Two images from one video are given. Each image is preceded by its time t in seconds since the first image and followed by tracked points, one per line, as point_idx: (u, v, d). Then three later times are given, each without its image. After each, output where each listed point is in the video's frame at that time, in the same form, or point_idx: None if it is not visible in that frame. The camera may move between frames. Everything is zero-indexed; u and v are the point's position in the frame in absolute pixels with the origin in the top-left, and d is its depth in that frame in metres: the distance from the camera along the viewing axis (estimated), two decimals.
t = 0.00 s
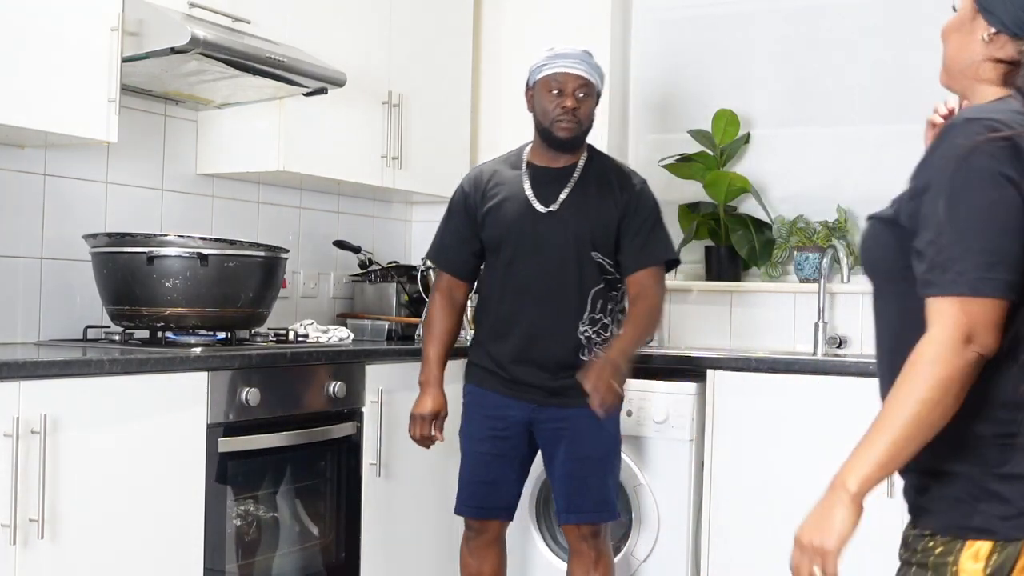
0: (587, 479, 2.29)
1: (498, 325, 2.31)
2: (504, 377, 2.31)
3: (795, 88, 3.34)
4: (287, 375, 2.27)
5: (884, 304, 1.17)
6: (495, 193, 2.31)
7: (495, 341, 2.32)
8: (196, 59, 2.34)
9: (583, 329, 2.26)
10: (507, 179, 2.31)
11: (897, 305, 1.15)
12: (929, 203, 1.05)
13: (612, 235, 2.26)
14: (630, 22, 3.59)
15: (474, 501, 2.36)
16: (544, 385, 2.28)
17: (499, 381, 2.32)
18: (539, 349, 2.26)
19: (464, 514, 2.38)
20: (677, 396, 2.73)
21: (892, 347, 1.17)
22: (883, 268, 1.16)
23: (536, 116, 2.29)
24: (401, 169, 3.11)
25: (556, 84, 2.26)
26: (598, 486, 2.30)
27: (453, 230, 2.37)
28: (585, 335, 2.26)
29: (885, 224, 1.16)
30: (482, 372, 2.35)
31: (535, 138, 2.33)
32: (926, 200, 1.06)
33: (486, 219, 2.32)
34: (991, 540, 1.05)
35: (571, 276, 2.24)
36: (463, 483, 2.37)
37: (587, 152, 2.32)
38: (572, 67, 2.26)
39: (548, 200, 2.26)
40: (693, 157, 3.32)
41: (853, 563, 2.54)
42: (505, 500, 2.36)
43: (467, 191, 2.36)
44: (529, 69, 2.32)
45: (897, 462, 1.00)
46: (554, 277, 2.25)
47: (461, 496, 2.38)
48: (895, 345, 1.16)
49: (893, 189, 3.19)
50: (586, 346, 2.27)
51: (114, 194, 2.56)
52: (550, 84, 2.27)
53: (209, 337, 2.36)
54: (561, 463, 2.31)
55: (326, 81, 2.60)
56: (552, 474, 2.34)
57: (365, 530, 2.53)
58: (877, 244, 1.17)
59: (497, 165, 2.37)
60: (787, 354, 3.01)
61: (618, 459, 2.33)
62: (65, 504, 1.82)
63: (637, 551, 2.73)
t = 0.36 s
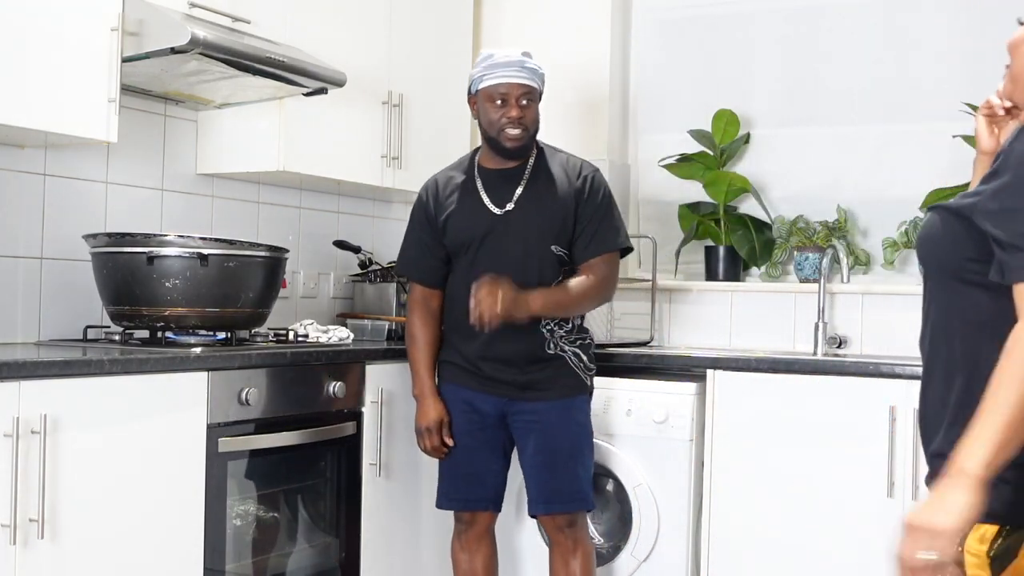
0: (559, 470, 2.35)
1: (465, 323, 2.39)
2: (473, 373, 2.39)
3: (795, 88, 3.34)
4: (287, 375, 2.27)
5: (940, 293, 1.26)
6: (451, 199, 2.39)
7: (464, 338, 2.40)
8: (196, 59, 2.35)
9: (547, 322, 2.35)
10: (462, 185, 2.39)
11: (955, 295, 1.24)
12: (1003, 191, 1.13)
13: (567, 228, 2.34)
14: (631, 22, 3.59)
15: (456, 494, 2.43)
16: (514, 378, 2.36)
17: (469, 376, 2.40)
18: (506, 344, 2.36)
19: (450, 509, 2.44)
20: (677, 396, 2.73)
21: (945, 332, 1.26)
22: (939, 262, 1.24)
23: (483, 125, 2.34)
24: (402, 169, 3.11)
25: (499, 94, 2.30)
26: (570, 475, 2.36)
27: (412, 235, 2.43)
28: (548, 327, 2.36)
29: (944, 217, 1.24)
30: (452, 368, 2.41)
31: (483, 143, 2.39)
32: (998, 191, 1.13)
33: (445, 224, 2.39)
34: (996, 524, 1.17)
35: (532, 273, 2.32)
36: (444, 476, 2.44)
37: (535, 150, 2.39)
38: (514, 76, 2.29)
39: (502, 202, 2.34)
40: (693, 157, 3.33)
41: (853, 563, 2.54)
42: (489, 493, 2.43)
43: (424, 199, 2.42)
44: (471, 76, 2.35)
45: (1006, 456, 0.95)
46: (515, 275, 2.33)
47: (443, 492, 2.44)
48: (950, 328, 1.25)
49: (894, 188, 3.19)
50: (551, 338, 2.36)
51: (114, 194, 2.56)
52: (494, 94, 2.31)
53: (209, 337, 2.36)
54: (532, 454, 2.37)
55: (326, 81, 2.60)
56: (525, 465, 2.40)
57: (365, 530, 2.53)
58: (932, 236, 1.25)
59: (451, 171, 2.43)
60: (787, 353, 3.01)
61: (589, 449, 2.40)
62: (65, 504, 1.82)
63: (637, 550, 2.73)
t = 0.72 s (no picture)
0: (546, 472, 2.35)
1: (459, 322, 2.39)
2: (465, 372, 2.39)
3: (795, 88, 3.34)
4: (287, 375, 2.27)
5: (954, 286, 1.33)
6: (451, 196, 2.40)
7: (458, 338, 2.41)
8: (196, 59, 2.35)
9: (540, 325, 2.34)
10: (462, 182, 2.40)
11: (963, 289, 1.32)
12: None
13: (564, 231, 2.34)
14: (631, 22, 3.59)
15: (455, 492, 2.44)
16: (505, 380, 2.36)
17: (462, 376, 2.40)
18: (499, 346, 2.35)
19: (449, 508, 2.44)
20: (676, 396, 2.73)
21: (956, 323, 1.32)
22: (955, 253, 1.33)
23: (487, 119, 2.36)
24: (401, 169, 3.11)
25: (504, 87, 2.32)
26: (558, 478, 2.35)
27: (412, 231, 2.46)
28: (542, 330, 2.34)
29: (954, 220, 1.34)
30: (446, 369, 2.43)
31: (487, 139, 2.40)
32: None
33: (444, 220, 2.40)
34: (990, 520, 1.28)
35: (526, 274, 2.32)
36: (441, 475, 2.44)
37: (538, 149, 2.40)
38: (520, 70, 2.31)
39: (500, 202, 2.35)
40: (693, 157, 3.33)
41: (853, 563, 2.54)
42: (491, 490, 2.46)
43: (425, 195, 2.44)
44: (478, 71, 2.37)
45: None
46: (509, 276, 2.33)
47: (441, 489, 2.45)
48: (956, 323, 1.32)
49: (894, 188, 3.19)
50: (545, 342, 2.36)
51: (114, 194, 2.56)
52: (499, 88, 2.33)
53: (209, 337, 2.36)
54: (521, 454, 2.37)
55: (326, 81, 2.60)
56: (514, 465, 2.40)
57: (365, 531, 2.53)
58: (950, 233, 1.34)
59: (454, 168, 2.44)
60: (788, 353, 3.01)
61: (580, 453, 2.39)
62: (64, 504, 1.81)
63: (636, 550, 2.73)
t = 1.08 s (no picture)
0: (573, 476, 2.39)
1: (492, 315, 2.36)
2: (496, 367, 2.37)
3: (795, 88, 3.34)
4: (287, 375, 2.27)
5: (951, 281, 1.43)
6: (490, 184, 2.36)
7: (490, 331, 2.38)
8: (196, 59, 2.35)
9: (578, 322, 2.34)
10: (501, 171, 2.36)
11: (959, 294, 1.41)
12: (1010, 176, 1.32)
13: (606, 228, 2.35)
14: (630, 22, 3.59)
15: (472, 497, 2.43)
16: (538, 376, 2.34)
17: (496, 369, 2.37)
18: (534, 341, 2.34)
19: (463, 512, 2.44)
20: (676, 396, 2.73)
21: (952, 317, 1.42)
22: (949, 254, 1.42)
23: (534, 110, 2.32)
24: (402, 169, 3.11)
25: (557, 79, 2.30)
26: (582, 481, 2.40)
27: (444, 219, 2.43)
28: (579, 327, 2.34)
29: (948, 227, 1.43)
30: (474, 363, 2.41)
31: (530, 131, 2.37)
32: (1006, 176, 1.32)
33: (482, 209, 2.36)
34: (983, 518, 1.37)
35: (568, 270, 2.32)
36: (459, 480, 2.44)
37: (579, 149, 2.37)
38: (574, 65, 2.31)
39: (546, 194, 2.32)
40: (693, 157, 3.32)
41: (852, 563, 2.54)
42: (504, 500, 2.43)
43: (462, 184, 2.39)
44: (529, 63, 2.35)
45: None
46: (551, 272, 2.32)
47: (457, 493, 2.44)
48: (954, 326, 1.41)
49: (893, 188, 3.19)
50: (582, 338, 2.35)
51: (114, 194, 2.56)
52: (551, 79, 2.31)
53: (209, 337, 2.36)
54: (547, 456, 2.40)
55: (326, 81, 2.60)
56: (538, 465, 2.43)
57: (365, 530, 2.53)
58: (940, 236, 1.43)
59: (490, 156, 2.39)
60: (788, 353, 3.01)
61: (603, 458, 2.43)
62: (64, 504, 1.82)
63: (636, 550, 2.74)
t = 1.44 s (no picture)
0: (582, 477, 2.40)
1: (516, 314, 2.41)
2: (516, 369, 2.41)
3: (795, 88, 3.34)
4: (287, 375, 2.27)
5: (942, 286, 1.27)
6: (520, 187, 2.43)
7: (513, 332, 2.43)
8: (196, 59, 2.35)
9: (600, 325, 2.37)
10: (533, 174, 2.43)
11: (947, 298, 1.26)
12: (989, 167, 1.15)
13: (630, 235, 2.39)
14: (630, 22, 3.59)
15: (477, 492, 2.43)
16: (558, 379, 2.38)
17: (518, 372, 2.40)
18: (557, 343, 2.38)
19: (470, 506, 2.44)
20: (676, 396, 2.73)
21: (943, 326, 1.26)
22: (939, 255, 1.25)
23: (568, 110, 2.41)
24: (402, 169, 3.11)
25: (591, 79, 2.40)
26: (591, 484, 2.41)
27: (475, 222, 2.49)
28: (600, 330, 2.38)
29: (927, 225, 1.28)
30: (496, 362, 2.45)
31: (563, 133, 2.45)
32: (987, 168, 1.15)
33: (510, 212, 2.42)
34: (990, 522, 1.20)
35: (591, 273, 2.36)
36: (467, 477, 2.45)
37: (610, 153, 2.45)
38: (606, 67, 2.40)
39: (574, 196, 2.38)
40: (693, 157, 3.32)
41: (852, 563, 2.54)
42: (515, 497, 2.44)
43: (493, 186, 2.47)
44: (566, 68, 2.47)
45: None
46: (574, 274, 2.36)
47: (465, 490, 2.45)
48: (943, 334, 1.26)
49: (893, 188, 3.19)
50: (602, 342, 2.39)
51: (114, 194, 2.56)
52: (585, 80, 2.41)
53: (209, 337, 2.36)
54: (559, 456, 2.42)
55: (326, 81, 2.60)
56: (551, 465, 2.44)
57: (365, 530, 2.53)
58: (922, 237, 1.28)
59: (522, 160, 2.47)
60: (788, 353, 3.01)
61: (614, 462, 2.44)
62: (65, 504, 1.82)
63: (636, 550, 2.73)
